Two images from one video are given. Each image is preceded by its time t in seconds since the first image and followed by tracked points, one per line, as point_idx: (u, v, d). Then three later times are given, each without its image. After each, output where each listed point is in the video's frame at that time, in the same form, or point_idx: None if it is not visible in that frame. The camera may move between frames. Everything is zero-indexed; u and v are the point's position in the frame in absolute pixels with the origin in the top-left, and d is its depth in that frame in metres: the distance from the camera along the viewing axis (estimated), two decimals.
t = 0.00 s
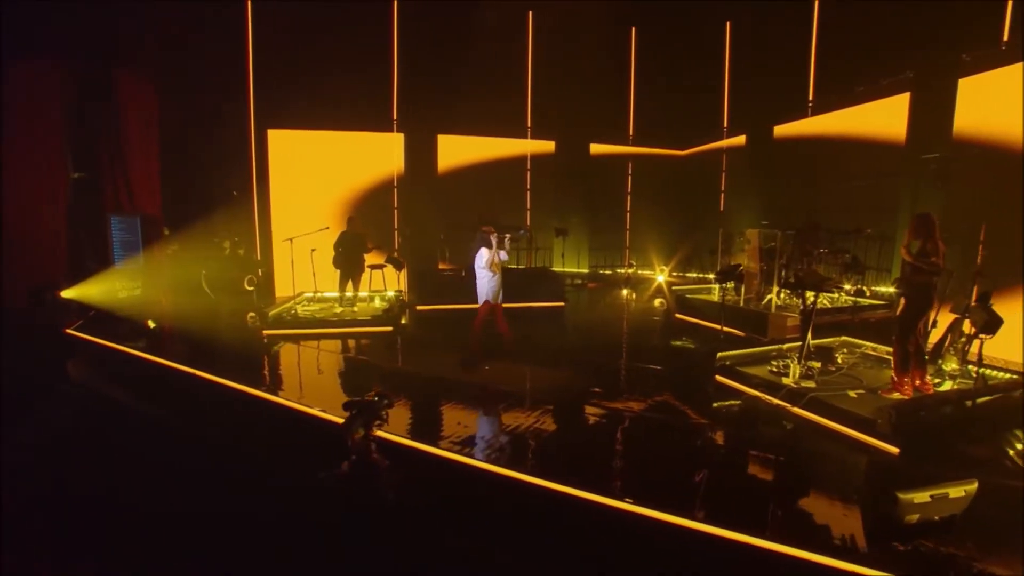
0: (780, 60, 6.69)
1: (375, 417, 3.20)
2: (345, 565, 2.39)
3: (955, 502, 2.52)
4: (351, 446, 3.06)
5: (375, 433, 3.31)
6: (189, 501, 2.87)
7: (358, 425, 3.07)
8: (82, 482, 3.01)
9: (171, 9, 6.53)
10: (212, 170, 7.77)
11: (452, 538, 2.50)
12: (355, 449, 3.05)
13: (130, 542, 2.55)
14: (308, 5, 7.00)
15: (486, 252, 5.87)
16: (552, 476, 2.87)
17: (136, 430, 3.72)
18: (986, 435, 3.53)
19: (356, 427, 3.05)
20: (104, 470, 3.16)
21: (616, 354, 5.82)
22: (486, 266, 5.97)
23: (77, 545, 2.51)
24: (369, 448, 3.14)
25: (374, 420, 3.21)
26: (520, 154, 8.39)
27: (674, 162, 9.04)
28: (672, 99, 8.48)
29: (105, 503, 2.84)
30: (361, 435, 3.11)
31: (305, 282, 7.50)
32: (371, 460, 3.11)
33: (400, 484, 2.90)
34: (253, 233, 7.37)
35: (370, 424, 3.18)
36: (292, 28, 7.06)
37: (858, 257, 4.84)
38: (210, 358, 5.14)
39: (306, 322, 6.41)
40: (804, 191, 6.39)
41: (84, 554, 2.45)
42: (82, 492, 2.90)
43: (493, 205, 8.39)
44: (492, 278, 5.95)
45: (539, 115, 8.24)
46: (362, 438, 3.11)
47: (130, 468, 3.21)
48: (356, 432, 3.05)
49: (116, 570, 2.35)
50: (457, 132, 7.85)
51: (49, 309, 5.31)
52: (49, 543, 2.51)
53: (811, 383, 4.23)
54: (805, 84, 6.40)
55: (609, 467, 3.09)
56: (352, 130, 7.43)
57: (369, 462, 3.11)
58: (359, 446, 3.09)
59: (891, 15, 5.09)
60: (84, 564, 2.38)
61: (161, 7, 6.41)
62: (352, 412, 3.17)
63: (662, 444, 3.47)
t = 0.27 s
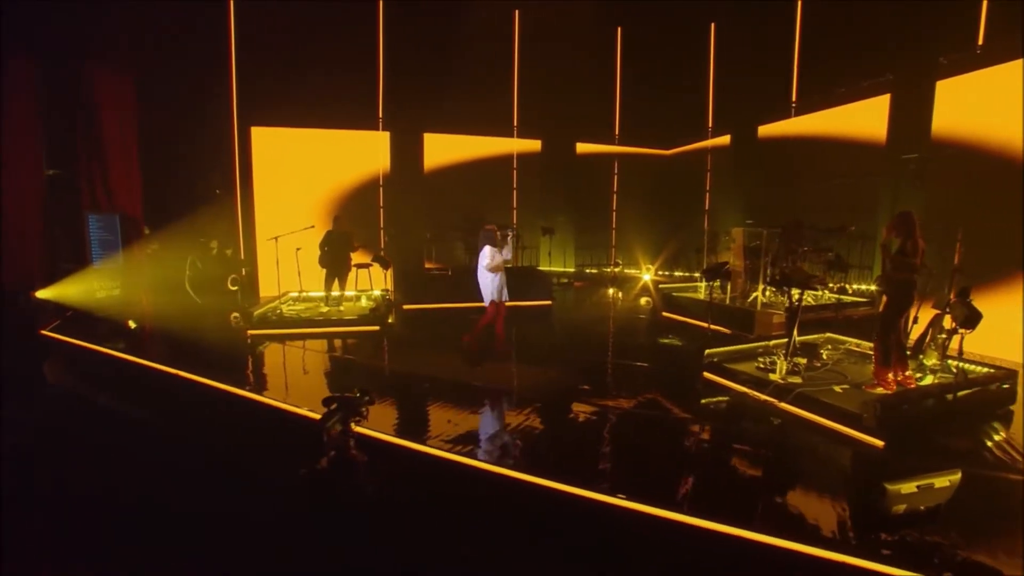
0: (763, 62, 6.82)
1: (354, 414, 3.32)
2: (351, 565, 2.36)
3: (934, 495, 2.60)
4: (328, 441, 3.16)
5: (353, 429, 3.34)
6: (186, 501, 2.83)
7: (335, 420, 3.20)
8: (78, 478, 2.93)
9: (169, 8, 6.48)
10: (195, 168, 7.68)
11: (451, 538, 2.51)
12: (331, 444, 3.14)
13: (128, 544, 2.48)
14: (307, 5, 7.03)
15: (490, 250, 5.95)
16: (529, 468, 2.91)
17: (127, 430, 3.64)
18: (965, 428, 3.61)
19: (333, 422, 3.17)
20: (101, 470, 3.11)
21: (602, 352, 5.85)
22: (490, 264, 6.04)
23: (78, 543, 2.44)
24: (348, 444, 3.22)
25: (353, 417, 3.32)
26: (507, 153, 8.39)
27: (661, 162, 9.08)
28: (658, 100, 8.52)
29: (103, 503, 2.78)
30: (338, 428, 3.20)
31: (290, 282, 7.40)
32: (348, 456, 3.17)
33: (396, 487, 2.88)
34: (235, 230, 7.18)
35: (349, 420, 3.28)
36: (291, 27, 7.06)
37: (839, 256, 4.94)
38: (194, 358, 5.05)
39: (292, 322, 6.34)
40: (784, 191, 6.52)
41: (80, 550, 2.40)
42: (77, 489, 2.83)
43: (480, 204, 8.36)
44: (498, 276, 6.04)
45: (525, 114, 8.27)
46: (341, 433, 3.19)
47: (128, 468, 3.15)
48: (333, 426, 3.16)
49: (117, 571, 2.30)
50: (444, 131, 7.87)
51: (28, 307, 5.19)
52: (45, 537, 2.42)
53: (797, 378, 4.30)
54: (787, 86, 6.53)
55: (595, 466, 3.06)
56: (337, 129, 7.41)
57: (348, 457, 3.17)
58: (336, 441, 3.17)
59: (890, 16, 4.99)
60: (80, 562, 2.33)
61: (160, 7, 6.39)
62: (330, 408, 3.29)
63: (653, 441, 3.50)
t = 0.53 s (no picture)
0: (748, 63, 6.93)
1: (337, 411, 3.34)
2: (354, 564, 2.32)
3: (920, 488, 2.87)
4: (308, 439, 3.19)
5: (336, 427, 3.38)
6: (187, 501, 2.79)
7: (314, 417, 3.23)
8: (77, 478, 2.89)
9: (170, 8, 6.54)
10: (179, 167, 7.57)
11: (451, 538, 2.46)
12: (311, 440, 3.16)
13: (128, 545, 2.44)
14: (307, 5, 7.12)
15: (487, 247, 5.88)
16: (526, 467, 2.98)
17: (121, 430, 3.57)
18: (947, 423, 3.68)
19: (312, 420, 3.21)
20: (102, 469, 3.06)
21: (591, 351, 5.87)
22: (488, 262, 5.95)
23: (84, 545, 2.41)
24: (329, 441, 3.23)
25: (335, 415, 3.35)
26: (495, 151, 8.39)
27: (648, 161, 9.14)
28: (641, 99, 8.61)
29: (103, 503, 2.73)
30: (318, 425, 3.22)
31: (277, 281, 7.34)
32: (330, 452, 3.17)
33: (391, 488, 2.85)
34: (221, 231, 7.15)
35: (331, 418, 3.32)
36: (291, 28, 7.10)
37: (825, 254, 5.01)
38: (177, 359, 4.97)
39: (278, 322, 6.28)
40: (770, 190, 6.58)
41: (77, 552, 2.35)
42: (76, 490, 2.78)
43: (467, 204, 8.34)
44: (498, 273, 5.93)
45: (513, 113, 8.28)
46: (320, 430, 3.22)
47: (127, 468, 3.11)
48: (313, 423, 3.20)
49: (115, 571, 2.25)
50: (431, 129, 7.83)
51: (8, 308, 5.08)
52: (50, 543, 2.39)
53: (785, 374, 4.35)
54: (771, 87, 6.63)
55: (582, 465, 3.06)
56: (324, 127, 7.37)
57: (329, 454, 3.16)
58: (316, 438, 3.19)
59: (890, 15, 4.86)
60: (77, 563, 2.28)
61: (161, 7, 6.45)
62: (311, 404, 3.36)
63: (646, 438, 3.53)
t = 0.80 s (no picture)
0: (732, 65, 7.03)
1: (316, 408, 3.24)
2: (354, 564, 2.31)
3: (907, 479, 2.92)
4: (287, 435, 3.08)
5: (314, 423, 3.28)
6: (183, 503, 2.75)
7: (291, 414, 3.12)
8: (77, 478, 2.86)
9: (170, 8, 6.67)
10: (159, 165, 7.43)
11: (451, 537, 2.45)
12: (289, 438, 3.06)
13: (126, 550, 2.45)
14: (307, 5, 7.14)
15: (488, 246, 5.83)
16: (521, 467, 2.98)
17: (103, 433, 3.48)
18: (929, 417, 3.77)
19: (291, 416, 3.10)
20: (101, 470, 3.05)
21: (579, 349, 5.89)
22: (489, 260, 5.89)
23: (88, 552, 2.41)
24: (308, 438, 3.15)
25: (314, 413, 3.24)
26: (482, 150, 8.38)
27: (635, 161, 9.16)
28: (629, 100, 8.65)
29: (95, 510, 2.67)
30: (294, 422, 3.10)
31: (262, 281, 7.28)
32: (310, 450, 3.11)
33: (386, 486, 2.84)
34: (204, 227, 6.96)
35: (311, 415, 3.22)
36: (291, 27, 7.13)
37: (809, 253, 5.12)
38: (160, 360, 4.87)
39: (264, 322, 6.21)
40: (755, 189, 6.66)
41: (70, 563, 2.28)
42: (74, 491, 2.75)
43: (453, 203, 8.33)
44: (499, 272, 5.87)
45: (500, 112, 8.28)
46: (299, 427, 3.11)
47: (113, 473, 3.03)
48: (291, 419, 3.09)
49: None
50: (418, 128, 7.82)
51: None
52: (55, 548, 2.39)
53: (772, 371, 4.41)
54: (755, 88, 6.73)
55: (573, 463, 3.08)
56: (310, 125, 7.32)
57: (309, 452, 3.09)
58: (295, 435, 3.10)
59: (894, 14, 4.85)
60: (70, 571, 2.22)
61: (161, 7, 6.62)
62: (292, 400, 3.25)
63: (638, 437, 3.54)
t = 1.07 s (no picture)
0: (718, 66, 7.12)
1: (296, 405, 3.12)
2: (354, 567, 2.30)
3: (893, 472, 3.02)
4: (265, 432, 2.95)
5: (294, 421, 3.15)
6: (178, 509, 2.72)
7: (268, 412, 2.99)
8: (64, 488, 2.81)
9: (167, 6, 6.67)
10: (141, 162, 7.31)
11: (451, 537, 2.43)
12: (267, 435, 2.94)
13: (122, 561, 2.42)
14: (306, 5, 7.15)
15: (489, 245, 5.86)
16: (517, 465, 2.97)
17: (88, 437, 3.42)
18: (913, 412, 3.85)
19: (269, 413, 2.98)
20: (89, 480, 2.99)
21: (568, 348, 5.91)
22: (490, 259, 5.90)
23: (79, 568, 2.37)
24: (288, 435, 3.04)
25: (292, 410, 3.12)
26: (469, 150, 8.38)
27: (625, 161, 9.15)
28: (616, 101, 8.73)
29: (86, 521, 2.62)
30: (275, 421, 3.00)
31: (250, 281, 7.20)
32: (291, 449, 3.01)
33: (381, 485, 2.81)
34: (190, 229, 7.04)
35: (290, 411, 3.09)
36: (286, 27, 7.12)
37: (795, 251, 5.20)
38: (145, 361, 4.80)
39: (250, 322, 6.14)
40: (740, 189, 6.75)
41: None
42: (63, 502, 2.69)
43: (441, 202, 8.33)
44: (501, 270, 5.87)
45: (488, 112, 8.29)
46: (277, 424, 2.99)
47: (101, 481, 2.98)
48: (269, 416, 2.97)
49: None
50: (405, 126, 7.81)
51: None
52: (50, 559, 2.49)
53: (760, 368, 4.46)
54: (741, 89, 6.82)
55: (564, 460, 3.11)
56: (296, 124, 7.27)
57: (288, 450, 3.01)
58: (273, 432, 2.98)
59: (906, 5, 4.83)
60: None
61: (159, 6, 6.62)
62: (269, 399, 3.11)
63: (630, 434, 3.56)
